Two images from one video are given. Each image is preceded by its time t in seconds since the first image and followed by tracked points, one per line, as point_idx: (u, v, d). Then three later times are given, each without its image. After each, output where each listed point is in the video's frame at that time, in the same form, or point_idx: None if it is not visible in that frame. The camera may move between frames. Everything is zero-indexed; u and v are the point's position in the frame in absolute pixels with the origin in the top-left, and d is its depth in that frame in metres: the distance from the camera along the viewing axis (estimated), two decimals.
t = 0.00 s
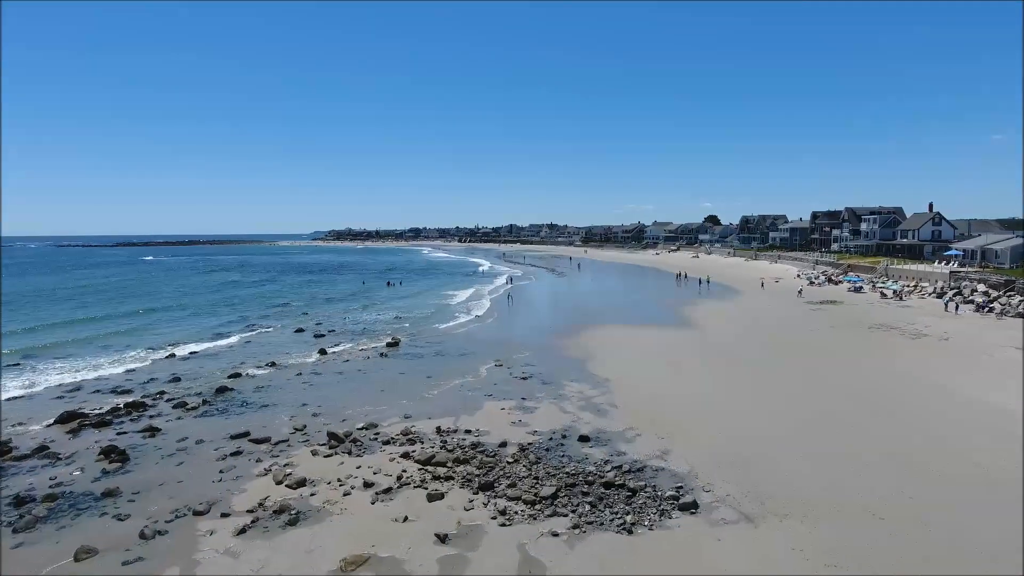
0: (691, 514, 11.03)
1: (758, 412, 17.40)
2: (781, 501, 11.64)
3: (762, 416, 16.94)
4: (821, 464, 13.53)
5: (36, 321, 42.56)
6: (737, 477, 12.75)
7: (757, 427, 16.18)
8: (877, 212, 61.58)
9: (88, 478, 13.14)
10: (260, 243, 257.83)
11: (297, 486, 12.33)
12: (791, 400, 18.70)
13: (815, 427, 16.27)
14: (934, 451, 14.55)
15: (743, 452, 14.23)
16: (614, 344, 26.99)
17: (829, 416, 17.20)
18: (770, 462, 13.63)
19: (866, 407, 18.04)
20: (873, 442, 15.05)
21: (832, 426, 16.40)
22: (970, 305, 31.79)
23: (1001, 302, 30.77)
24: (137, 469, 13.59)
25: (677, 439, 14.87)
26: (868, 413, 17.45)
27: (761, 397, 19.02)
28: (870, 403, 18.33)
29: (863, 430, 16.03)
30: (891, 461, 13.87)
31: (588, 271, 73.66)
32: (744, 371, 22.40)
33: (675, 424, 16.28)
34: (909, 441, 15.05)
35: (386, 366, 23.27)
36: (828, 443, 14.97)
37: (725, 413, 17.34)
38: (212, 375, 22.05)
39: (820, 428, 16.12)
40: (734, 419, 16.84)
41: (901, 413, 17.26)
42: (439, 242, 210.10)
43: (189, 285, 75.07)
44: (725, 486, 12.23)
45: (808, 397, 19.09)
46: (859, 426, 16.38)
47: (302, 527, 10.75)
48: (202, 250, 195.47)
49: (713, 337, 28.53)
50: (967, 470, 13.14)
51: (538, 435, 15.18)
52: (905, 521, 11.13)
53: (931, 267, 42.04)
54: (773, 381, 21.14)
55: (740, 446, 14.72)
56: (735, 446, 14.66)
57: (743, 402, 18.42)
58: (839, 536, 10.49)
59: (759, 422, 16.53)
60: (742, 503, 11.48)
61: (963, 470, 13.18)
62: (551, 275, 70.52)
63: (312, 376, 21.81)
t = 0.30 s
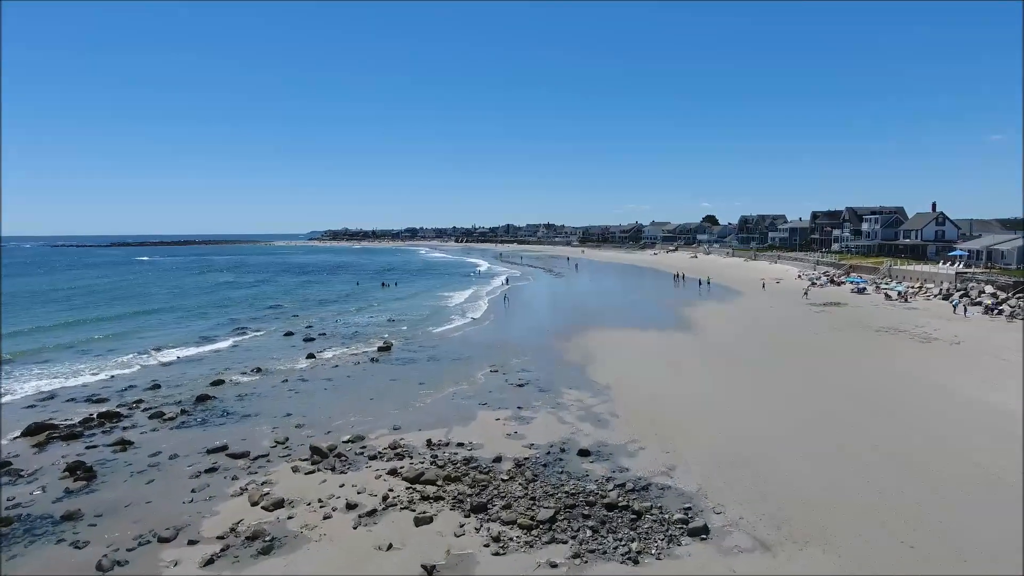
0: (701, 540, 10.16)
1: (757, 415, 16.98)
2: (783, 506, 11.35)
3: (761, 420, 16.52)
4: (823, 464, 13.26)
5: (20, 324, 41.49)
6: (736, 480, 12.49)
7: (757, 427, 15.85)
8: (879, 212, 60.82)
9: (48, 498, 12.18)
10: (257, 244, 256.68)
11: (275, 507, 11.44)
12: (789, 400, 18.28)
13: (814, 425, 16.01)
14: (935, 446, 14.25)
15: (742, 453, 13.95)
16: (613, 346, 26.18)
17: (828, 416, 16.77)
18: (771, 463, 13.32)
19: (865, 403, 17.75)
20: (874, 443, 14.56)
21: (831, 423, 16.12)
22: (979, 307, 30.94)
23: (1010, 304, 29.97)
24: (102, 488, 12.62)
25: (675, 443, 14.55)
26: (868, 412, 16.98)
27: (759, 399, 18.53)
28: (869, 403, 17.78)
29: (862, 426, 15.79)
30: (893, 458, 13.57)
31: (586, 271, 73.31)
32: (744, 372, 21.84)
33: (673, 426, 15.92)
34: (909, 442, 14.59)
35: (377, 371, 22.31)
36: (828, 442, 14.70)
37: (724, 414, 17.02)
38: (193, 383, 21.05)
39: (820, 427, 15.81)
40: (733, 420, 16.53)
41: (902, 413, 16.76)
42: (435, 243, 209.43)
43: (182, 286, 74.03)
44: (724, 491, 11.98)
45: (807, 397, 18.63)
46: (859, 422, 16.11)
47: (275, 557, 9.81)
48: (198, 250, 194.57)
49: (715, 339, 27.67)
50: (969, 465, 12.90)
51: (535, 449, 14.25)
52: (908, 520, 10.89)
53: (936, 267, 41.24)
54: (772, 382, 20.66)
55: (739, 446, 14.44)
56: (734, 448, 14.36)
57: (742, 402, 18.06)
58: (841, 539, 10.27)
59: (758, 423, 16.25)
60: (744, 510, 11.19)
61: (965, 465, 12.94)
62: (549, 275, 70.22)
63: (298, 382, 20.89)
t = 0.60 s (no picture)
0: (712, 562, 9.49)
1: (757, 416, 16.42)
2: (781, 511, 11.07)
3: (760, 422, 15.98)
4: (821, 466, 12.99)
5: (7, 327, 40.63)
6: (734, 484, 12.21)
7: (756, 428, 15.49)
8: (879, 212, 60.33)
9: (14, 517, 11.42)
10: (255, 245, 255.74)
11: (255, 527, 10.71)
12: (788, 400, 17.77)
13: (813, 424, 15.69)
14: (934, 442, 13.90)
15: (740, 456, 13.64)
16: (612, 349, 25.49)
17: (831, 416, 16.26)
18: (770, 466, 12.99)
19: (865, 401, 17.38)
20: (881, 444, 14.03)
21: (830, 421, 15.81)
22: (986, 309, 30.29)
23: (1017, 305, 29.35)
24: (72, 505, 11.87)
25: (672, 448, 14.17)
26: (870, 411, 16.50)
27: (760, 400, 17.99)
28: (872, 402, 17.35)
29: (860, 423, 15.49)
30: (891, 455, 13.30)
31: (583, 271, 73.33)
32: (745, 373, 21.25)
33: (671, 429, 15.55)
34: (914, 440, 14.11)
35: (370, 376, 21.53)
36: (827, 440, 14.39)
37: (722, 415, 16.64)
38: (178, 390, 20.29)
39: (819, 425, 15.46)
40: (732, 421, 16.16)
41: (905, 411, 16.29)
42: (432, 243, 208.76)
43: (177, 287, 73.16)
44: (722, 496, 11.69)
45: (809, 397, 18.11)
46: (857, 420, 15.80)
47: None
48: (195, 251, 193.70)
49: (717, 341, 26.97)
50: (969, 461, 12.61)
51: (532, 462, 13.53)
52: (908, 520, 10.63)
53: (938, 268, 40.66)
54: (772, 382, 20.11)
55: (737, 448, 14.12)
56: (732, 450, 14.05)
57: (741, 402, 17.67)
58: (842, 543, 10.02)
59: (756, 422, 15.92)
60: (742, 517, 10.89)
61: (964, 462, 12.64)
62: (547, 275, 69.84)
63: (287, 389, 20.13)
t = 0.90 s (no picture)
0: None
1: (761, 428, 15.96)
2: (794, 526, 10.73)
3: (762, 434, 15.54)
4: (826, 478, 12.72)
5: None
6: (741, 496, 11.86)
7: (756, 437, 15.15)
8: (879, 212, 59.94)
9: None
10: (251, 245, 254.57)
11: (237, 545, 10.12)
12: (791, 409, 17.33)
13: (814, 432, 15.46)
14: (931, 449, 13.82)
15: (744, 466, 13.30)
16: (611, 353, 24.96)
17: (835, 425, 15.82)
18: (777, 477, 12.64)
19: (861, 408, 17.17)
20: (887, 458, 13.60)
21: (830, 429, 15.58)
22: (990, 311, 29.81)
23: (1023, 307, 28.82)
24: (46, 520, 11.25)
25: (675, 456, 13.77)
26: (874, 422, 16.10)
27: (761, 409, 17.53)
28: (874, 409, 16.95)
29: (859, 430, 15.31)
30: (893, 467, 13.14)
31: (581, 271, 74.21)
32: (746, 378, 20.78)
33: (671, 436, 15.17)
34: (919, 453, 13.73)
35: (362, 381, 20.92)
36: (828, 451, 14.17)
37: (722, 422, 16.28)
38: (165, 395, 19.66)
39: (819, 436, 15.20)
40: (733, 429, 15.81)
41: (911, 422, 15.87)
42: (430, 244, 208.39)
43: (170, 288, 72.36)
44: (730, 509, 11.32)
45: (812, 405, 17.66)
46: (857, 428, 15.60)
47: None
48: (192, 251, 192.93)
49: (718, 343, 26.43)
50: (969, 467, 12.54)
51: (531, 472, 12.97)
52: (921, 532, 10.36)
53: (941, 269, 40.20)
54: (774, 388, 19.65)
55: (739, 458, 13.81)
56: (735, 460, 13.73)
57: (740, 409, 17.31)
58: (856, 558, 9.68)
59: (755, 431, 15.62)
60: (749, 531, 10.50)
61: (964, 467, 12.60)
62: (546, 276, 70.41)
63: (277, 394, 19.50)
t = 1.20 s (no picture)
0: None
1: (763, 427, 15.53)
2: (802, 534, 10.34)
3: (766, 433, 15.10)
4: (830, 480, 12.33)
5: None
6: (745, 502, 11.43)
7: (755, 437, 14.74)
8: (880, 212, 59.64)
9: None
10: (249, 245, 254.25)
11: (224, 560, 9.68)
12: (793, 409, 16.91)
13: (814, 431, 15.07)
14: (932, 447, 13.50)
15: (746, 469, 12.90)
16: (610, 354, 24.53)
17: (837, 428, 15.34)
18: (781, 481, 12.24)
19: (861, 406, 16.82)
20: (893, 457, 13.28)
21: (830, 429, 15.20)
22: (995, 312, 29.44)
23: None
24: (24, 532, 10.81)
25: (676, 461, 13.35)
26: (876, 421, 15.68)
27: (764, 408, 17.11)
28: (879, 409, 16.54)
29: (860, 430, 14.95)
30: (893, 466, 12.77)
31: (580, 271, 74.06)
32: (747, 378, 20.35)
33: (670, 439, 14.74)
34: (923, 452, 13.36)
35: (358, 385, 20.47)
36: (829, 451, 13.78)
37: (721, 423, 15.86)
38: (155, 399, 19.18)
39: (819, 435, 14.81)
40: (732, 429, 15.40)
41: (913, 421, 15.49)
42: (428, 244, 208.23)
43: (166, 289, 71.82)
44: (736, 517, 10.91)
45: (814, 404, 17.23)
46: (857, 427, 15.23)
47: None
48: (189, 251, 192.45)
49: (720, 344, 26.02)
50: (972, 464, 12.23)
51: (530, 480, 12.53)
52: (932, 538, 9.97)
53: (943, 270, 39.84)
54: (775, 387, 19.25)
55: (740, 461, 13.39)
56: (736, 462, 13.31)
57: (740, 409, 16.90)
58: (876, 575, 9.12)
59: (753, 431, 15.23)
60: (757, 543, 10.10)
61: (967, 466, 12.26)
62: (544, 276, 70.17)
63: (269, 398, 19.02)
